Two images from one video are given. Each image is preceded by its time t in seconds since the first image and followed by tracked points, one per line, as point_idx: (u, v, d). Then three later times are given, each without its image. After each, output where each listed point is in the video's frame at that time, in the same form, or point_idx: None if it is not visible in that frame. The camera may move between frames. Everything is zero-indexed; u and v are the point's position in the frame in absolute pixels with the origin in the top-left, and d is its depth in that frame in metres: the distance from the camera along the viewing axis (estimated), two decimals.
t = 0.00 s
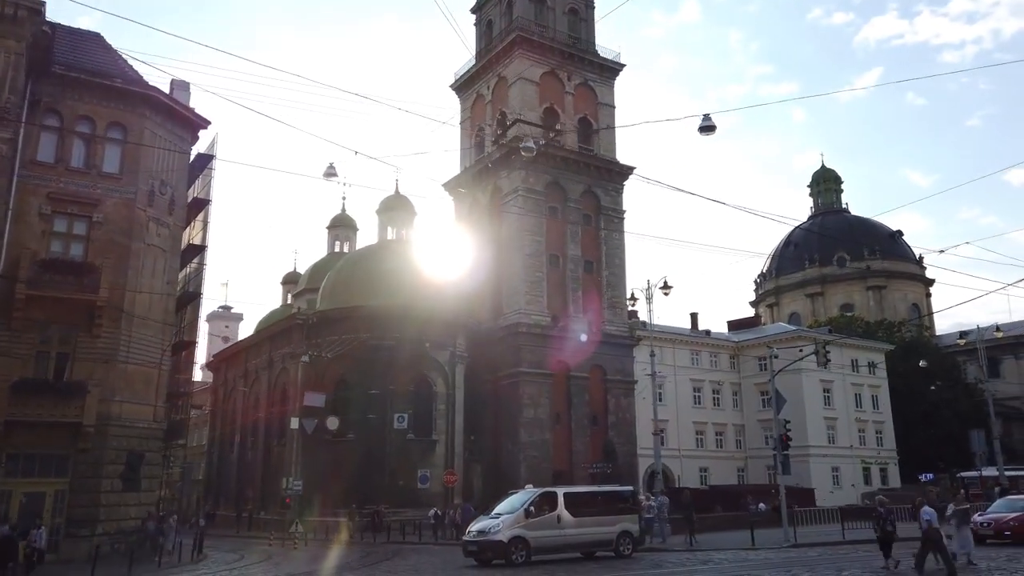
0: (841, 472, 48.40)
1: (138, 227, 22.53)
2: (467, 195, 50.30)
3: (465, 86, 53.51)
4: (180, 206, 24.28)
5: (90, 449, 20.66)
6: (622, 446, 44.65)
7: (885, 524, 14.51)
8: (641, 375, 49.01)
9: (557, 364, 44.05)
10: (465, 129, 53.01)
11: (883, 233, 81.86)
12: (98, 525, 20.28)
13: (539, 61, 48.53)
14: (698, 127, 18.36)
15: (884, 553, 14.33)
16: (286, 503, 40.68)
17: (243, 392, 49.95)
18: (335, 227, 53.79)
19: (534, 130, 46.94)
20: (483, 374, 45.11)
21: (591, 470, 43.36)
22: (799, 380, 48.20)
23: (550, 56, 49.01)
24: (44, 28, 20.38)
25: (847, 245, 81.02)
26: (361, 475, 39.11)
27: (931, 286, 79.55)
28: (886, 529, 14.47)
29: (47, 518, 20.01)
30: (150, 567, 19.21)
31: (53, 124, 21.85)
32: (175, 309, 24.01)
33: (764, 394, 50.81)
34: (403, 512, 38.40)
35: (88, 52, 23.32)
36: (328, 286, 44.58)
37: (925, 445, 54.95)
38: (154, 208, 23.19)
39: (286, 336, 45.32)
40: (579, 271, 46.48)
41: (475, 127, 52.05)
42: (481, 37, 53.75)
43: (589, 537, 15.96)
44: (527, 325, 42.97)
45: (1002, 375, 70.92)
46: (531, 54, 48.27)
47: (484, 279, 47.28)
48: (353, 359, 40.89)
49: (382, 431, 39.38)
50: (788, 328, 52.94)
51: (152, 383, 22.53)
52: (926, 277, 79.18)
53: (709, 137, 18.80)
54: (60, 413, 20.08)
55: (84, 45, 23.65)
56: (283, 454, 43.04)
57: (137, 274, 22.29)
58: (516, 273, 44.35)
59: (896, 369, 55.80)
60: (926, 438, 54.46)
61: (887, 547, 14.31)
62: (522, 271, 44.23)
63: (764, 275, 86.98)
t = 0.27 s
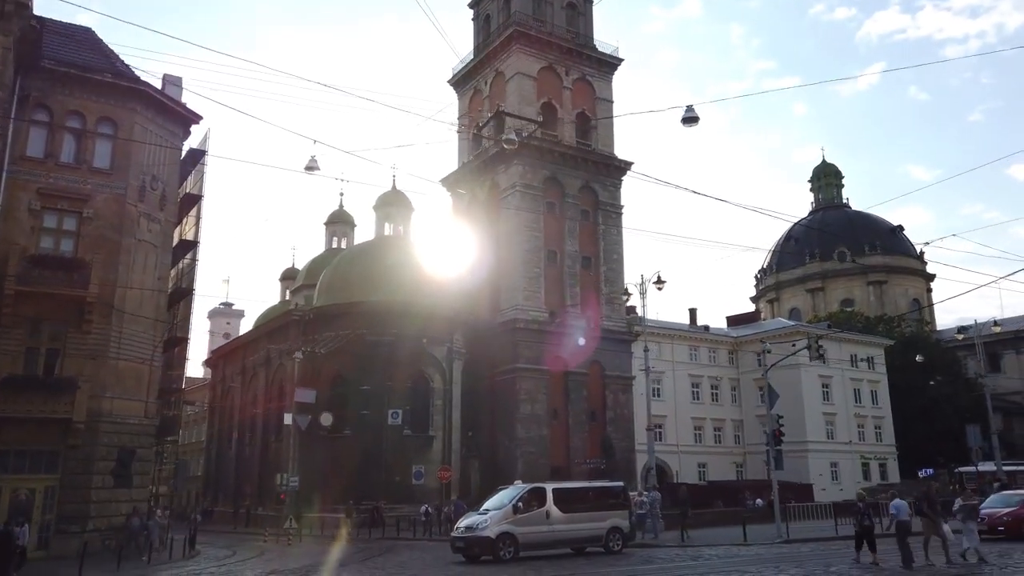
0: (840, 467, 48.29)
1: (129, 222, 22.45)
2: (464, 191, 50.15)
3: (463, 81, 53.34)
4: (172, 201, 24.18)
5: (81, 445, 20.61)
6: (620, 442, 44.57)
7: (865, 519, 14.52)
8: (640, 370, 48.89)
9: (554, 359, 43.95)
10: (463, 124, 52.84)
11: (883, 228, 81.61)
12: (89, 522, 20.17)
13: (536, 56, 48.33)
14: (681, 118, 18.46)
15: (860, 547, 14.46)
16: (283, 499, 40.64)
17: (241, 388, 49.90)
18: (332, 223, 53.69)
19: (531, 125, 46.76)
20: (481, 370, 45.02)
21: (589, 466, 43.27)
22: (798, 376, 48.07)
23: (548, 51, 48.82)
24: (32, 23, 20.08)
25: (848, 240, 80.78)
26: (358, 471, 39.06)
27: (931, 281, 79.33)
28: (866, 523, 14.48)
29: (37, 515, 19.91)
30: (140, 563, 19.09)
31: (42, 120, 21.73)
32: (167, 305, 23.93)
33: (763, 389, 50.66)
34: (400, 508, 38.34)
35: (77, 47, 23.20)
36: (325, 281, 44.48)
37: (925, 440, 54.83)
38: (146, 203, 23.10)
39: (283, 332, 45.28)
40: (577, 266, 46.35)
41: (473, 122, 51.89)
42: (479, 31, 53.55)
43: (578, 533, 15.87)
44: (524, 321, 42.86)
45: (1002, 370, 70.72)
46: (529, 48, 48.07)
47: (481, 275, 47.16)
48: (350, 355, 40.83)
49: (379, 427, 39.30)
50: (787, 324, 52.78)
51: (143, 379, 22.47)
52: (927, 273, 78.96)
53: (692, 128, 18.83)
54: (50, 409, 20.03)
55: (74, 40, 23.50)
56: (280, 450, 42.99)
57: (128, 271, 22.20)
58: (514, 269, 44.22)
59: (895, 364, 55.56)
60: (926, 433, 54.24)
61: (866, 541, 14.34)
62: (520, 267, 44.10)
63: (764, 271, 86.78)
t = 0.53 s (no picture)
0: (839, 463, 48.12)
1: (119, 219, 22.34)
2: (461, 187, 49.97)
3: (460, 77, 53.13)
4: (163, 197, 24.04)
5: (71, 443, 20.55)
6: (618, 438, 44.44)
7: (842, 517, 14.25)
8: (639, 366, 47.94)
9: (552, 356, 43.80)
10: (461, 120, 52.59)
11: (885, 222, 81.32)
12: (79, 520, 20.10)
13: (534, 51, 48.09)
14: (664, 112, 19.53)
15: (839, 547, 14.17)
16: (280, 495, 40.62)
17: (239, 384, 49.81)
18: (330, 219, 53.55)
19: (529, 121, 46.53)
20: (479, 366, 44.87)
21: (587, 462, 43.15)
22: (797, 372, 47.91)
23: (546, 46, 48.59)
24: (21, 18, 19.92)
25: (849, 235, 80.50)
26: (355, 467, 38.95)
27: (932, 276, 79.04)
28: (844, 522, 14.20)
29: (27, 513, 19.85)
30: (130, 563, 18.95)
31: (31, 116, 21.59)
32: (158, 302, 23.79)
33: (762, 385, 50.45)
34: (397, 505, 38.23)
35: (67, 42, 23.01)
36: (320, 279, 44.30)
37: (925, 436, 54.66)
38: (135, 199, 22.97)
39: (280, 329, 45.16)
40: (575, 262, 46.16)
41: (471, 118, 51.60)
42: (477, 26, 53.32)
43: (568, 531, 15.76)
44: (521, 317, 42.72)
45: (1004, 366, 70.50)
46: (527, 43, 47.83)
47: (478, 272, 47.01)
48: (347, 352, 40.76)
49: (377, 424, 39.16)
50: (787, 319, 52.56)
51: (135, 378, 22.37)
52: (928, 267, 78.66)
53: (676, 121, 20.03)
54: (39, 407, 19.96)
55: (64, 34, 23.35)
56: (277, 446, 42.88)
57: (117, 267, 22.07)
58: (511, 266, 44.05)
59: (895, 359, 55.33)
60: (926, 428, 54.20)
61: (844, 541, 14.09)
62: (517, 263, 43.93)
63: (765, 266, 86.54)
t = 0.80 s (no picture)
0: (834, 460, 48.04)
1: (106, 215, 22.21)
2: (456, 183, 49.77)
3: (455, 73, 52.96)
4: (151, 193, 23.90)
5: (57, 440, 20.42)
6: (612, 435, 44.32)
7: (818, 513, 14.45)
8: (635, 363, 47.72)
9: (546, 353, 43.68)
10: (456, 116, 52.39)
11: (882, 219, 81.18)
12: (64, 518, 19.99)
13: (529, 47, 47.89)
14: (643, 105, 20.29)
15: (819, 541, 14.26)
16: (274, 493, 40.49)
17: (233, 382, 49.69)
18: (325, 216, 53.40)
19: (524, 117, 46.34)
20: (473, 363, 44.74)
21: (581, 460, 43.04)
22: (792, 369, 47.81)
23: (541, 42, 48.41)
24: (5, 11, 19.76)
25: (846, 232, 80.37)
26: (349, 465, 38.82)
27: (930, 273, 78.92)
28: (821, 518, 14.41)
29: (12, 511, 19.72)
30: (115, 561, 18.83)
31: (17, 111, 21.46)
32: (146, 299, 23.66)
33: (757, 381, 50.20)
34: (391, 502, 38.10)
35: (54, 37, 22.92)
36: (313, 276, 44.03)
37: (920, 433, 54.59)
38: (123, 195, 22.84)
39: (273, 325, 45.07)
40: (570, 259, 46.00)
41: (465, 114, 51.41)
42: (472, 22, 53.14)
43: (553, 528, 15.66)
44: (516, 314, 42.58)
45: (1000, 362, 70.43)
46: (521, 39, 47.65)
47: (473, 269, 46.85)
48: (340, 349, 40.64)
49: (370, 421, 39.03)
50: (782, 316, 52.44)
51: (122, 374, 22.25)
52: (925, 264, 78.52)
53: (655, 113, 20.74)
54: (24, 404, 19.84)
55: (51, 29, 23.21)
56: (270, 443, 42.75)
57: (104, 264, 21.93)
58: (505, 262, 43.89)
59: (890, 354, 55.38)
60: (922, 425, 54.19)
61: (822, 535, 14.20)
62: (511, 260, 43.77)
63: (763, 263, 86.41)
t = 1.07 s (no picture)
0: (834, 457, 47.89)
1: (96, 212, 22.09)
2: (454, 180, 49.57)
3: (453, 69, 52.75)
4: (142, 190, 23.77)
5: (48, 438, 20.34)
6: (610, 433, 44.18)
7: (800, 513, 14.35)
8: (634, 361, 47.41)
9: (544, 350, 43.51)
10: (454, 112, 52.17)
11: (883, 215, 80.88)
12: (55, 517, 19.91)
13: (526, 43, 47.65)
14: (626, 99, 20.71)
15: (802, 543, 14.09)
16: (271, 490, 40.41)
17: (231, 379, 49.58)
18: (322, 213, 53.26)
19: (521, 113, 46.13)
20: (470, 361, 44.60)
21: (579, 457, 42.91)
22: (791, 365, 47.63)
23: (539, 37, 48.17)
24: None
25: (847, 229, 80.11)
26: (346, 462, 38.71)
27: (931, 269, 78.63)
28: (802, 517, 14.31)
29: (2, 510, 19.64)
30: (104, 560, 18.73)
31: (6, 108, 21.35)
32: (138, 297, 23.54)
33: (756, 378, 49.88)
34: (388, 500, 37.97)
35: (45, 34, 22.79)
36: (309, 274, 43.89)
37: (920, 431, 54.40)
38: (113, 192, 22.69)
39: (270, 323, 44.92)
40: (568, 256, 45.81)
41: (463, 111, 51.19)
42: (469, 18, 52.92)
43: (543, 528, 15.53)
44: (513, 311, 42.40)
45: (1001, 359, 70.19)
46: (519, 35, 47.40)
47: (470, 266, 46.69)
48: (337, 346, 40.52)
49: (367, 419, 38.91)
50: (782, 312, 52.22)
51: (114, 373, 22.14)
52: (927, 261, 78.22)
53: (637, 108, 21.11)
54: (14, 402, 19.78)
55: (41, 25, 23.07)
56: (268, 440, 42.64)
57: (94, 262, 21.81)
58: (503, 259, 43.72)
59: (891, 351, 55.16)
60: (922, 422, 54.00)
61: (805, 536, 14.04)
62: (509, 256, 43.60)
63: (764, 259, 86.16)
